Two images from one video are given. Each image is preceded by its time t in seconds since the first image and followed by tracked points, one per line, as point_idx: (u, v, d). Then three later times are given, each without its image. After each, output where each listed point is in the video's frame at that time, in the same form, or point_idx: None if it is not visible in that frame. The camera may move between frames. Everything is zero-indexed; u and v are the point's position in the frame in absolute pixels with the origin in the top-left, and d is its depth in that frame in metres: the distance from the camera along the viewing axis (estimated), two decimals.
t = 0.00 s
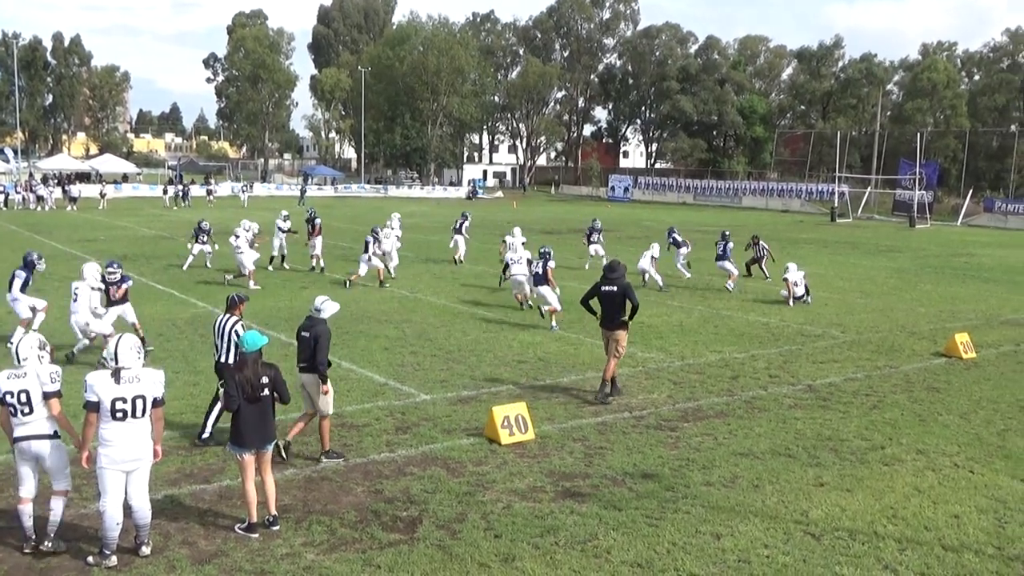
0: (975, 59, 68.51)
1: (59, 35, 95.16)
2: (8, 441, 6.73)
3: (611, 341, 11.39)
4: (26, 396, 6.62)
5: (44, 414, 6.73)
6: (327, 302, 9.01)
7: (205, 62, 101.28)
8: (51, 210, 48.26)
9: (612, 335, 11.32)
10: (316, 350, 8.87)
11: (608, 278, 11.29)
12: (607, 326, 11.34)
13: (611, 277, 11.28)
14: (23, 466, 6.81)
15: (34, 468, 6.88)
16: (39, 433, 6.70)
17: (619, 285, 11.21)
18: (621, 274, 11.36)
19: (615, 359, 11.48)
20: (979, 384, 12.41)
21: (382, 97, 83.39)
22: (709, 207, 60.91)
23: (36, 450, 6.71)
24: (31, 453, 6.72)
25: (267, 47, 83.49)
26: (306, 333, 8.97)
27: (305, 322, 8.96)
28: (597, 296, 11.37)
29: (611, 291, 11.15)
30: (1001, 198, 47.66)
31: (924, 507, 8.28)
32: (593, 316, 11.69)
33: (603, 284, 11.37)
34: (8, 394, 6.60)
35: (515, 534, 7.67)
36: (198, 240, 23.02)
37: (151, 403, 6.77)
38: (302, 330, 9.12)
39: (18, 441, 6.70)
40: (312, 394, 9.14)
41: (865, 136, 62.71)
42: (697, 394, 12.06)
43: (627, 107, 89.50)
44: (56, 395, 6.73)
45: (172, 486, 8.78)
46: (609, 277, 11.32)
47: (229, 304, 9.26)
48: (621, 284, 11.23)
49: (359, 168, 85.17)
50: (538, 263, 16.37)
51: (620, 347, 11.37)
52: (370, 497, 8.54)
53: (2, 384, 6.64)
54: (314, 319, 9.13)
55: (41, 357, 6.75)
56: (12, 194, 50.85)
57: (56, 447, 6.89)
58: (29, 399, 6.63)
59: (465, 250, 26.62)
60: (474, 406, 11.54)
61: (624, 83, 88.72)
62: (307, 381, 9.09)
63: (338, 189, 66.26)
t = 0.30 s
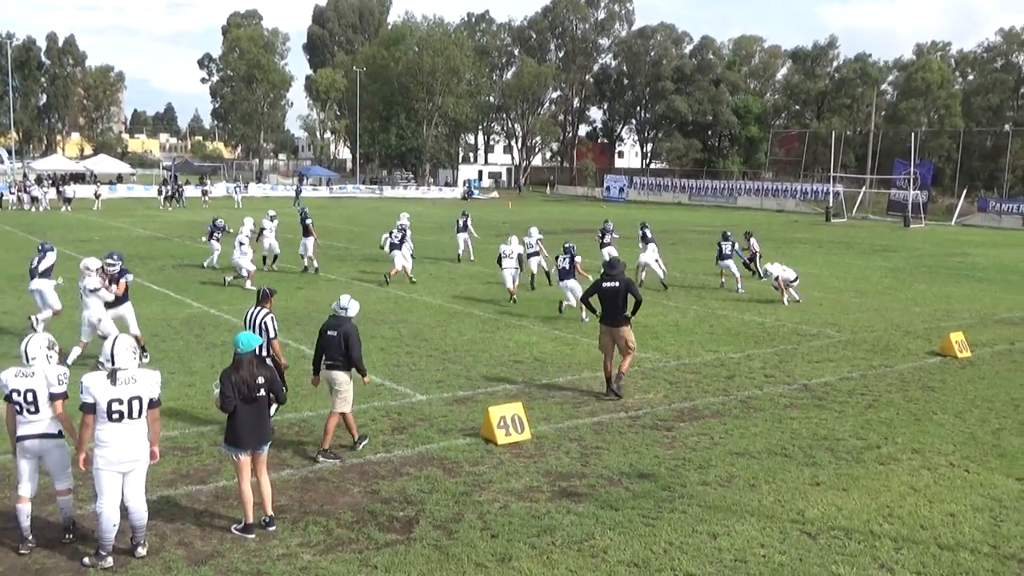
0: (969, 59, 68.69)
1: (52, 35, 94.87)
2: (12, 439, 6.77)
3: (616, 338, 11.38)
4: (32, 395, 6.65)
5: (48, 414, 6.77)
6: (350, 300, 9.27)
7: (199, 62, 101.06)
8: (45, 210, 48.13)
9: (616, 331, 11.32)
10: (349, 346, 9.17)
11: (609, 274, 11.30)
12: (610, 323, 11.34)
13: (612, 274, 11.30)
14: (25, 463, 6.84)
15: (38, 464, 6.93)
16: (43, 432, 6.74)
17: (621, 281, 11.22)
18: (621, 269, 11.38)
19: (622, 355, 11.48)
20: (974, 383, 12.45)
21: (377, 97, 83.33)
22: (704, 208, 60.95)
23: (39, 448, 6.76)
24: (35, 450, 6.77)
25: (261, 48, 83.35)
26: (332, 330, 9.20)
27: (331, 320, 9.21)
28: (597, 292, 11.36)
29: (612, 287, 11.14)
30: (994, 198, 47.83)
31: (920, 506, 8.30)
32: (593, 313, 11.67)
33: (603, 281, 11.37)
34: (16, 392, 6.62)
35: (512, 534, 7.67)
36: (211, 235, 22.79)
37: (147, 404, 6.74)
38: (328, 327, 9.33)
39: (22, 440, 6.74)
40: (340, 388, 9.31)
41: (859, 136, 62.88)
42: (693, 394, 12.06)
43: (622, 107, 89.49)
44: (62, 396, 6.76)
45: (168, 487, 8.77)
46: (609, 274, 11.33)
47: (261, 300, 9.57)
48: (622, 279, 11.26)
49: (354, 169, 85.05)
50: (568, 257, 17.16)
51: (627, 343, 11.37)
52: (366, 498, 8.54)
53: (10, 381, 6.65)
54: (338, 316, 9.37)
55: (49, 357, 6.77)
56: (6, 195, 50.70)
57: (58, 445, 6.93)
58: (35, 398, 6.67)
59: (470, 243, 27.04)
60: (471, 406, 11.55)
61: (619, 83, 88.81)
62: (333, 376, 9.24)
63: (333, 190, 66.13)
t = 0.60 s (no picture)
0: (964, 59, 68.83)
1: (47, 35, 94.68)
2: (18, 434, 6.95)
3: (618, 338, 11.37)
4: (46, 393, 6.87)
5: (57, 412, 6.97)
6: (367, 296, 9.68)
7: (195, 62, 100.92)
8: (40, 211, 48.02)
9: (618, 331, 11.31)
10: (369, 339, 9.44)
11: (613, 275, 11.19)
12: (613, 323, 11.30)
13: (616, 274, 11.20)
14: (32, 457, 7.03)
15: (43, 460, 7.09)
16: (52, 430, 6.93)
17: (625, 282, 11.18)
18: (623, 270, 11.30)
19: (621, 354, 11.49)
20: (969, 384, 12.47)
21: (373, 97, 83.26)
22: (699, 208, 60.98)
23: (46, 445, 6.97)
24: (42, 446, 6.97)
25: (257, 48, 83.37)
26: (351, 325, 9.52)
27: (349, 315, 9.54)
28: (599, 292, 11.25)
29: (617, 289, 11.08)
30: (989, 199, 47.98)
31: (915, 506, 8.32)
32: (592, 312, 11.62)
33: (607, 281, 11.25)
34: (27, 389, 6.81)
35: (509, 534, 7.67)
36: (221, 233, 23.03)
37: (143, 404, 6.74)
38: (347, 323, 9.65)
39: (29, 436, 6.92)
40: (365, 380, 9.62)
41: (854, 137, 62.96)
42: (689, 395, 12.07)
43: (618, 107, 88.74)
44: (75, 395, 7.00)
45: (163, 488, 8.76)
46: (613, 274, 11.21)
47: (289, 302, 9.99)
48: (626, 280, 11.20)
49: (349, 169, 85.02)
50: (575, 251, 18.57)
51: (628, 343, 11.37)
52: (362, 498, 8.53)
53: (22, 378, 6.84)
54: (358, 312, 9.75)
55: (62, 356, 7.02)
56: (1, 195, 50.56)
57: (63, 442, 7.08)
58: (49, 396, 6.88)
59: (470, 243, 27.85)
60: (467, 406, 11.58)
61: (614, 83, 88.29)
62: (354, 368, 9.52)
63: (329, 191, 66.04)
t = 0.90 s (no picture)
0: (959, 62, 68.97)
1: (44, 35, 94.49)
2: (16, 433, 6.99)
3: (618, 341, 11.32)
4: (42, 392, 6.88)
5: (53, 411, 6.99)
6: (395, 298, 9.87)
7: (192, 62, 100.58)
8: (37, 211, 47.91)
9: (619, 334, 11.26)
10: (396, 341, 9.66)
11: (615, 277, 11.17)
12: (614, 325, 11.25)
13: (618, 276, 11.17)
14: (29, 455, 7.07)
15: (41, 458, 7.12)
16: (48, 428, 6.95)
17: (628, 285, 11.15)
18: (625, 272, 11.29)
19: (619, 357, 11.48)
20: (966, 386, 12.48)
21: (370, 98, 83.38)
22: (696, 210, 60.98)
23: (43, 443, 7.00)
24: (39, 444, 7.01)
25: (255, 49, 83.18)
26: (377, 326, 9.71)
27: (378, 316, 9.70)
28: (601, 295, 11.20)
29: (621, 291, 11.07)
30: (985, 201, 48.05)
31: (912, 509, 8.32)
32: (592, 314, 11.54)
33: (609, 283, 11.22)
34: (23, 390, 6.84)
35: (506, 535, 7.67)
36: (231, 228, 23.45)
37: (139, 405, 6.72)
38: (373, 324, 9.78)
39: (26, 434, 6.96)
40: (386, 380, 9.84)
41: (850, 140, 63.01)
42: (686, 396, 12.09)
43: (616, 109, 89.00)
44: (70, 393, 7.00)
45: (160, 489, 8.75)
46: (614, 276, 11.20)
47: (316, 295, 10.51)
48: (629, 282, 11.18)
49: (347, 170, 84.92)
50: (568, 247, 19.19)
51: (628, 347, 11.35)
52: (359, 500, 8.52)
53: (17, 378, 6.87)
54: (384, 314, 9.88)
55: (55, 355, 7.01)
56: None
57: (60, 441, 7.11)
58: (44, 396, 6.89)
59: (462, 242, 28.71)
60: (464, 407, 11.59)
61: (612, 85, 88.53)
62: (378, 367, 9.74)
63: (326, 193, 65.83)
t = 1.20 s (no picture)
0: (959, 64, 69.00)
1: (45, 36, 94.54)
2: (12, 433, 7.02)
3: (620, 342, 11.40)
4: (35, 392, 6.90)
5: (49, 410, 7.01)
6: (418, 296, 10.50)
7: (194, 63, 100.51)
8: (37, 212, 47.82)
9: (620, 335, 11.35)
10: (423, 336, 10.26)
11: (618, 278, 11.34)
12: (616, 326, 11.35)
13: (620, 278, 11.35)
14: (26, 455, 7.09)
15: (36, 458, 7.15)
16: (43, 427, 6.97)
17: (630, 286, 11.32)
18: (628, 274, 11.47)
19: (621, 359, 11.54)
20: (966, 388, 12.47)
21: (371, 100, 83.32)
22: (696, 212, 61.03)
23: (38, 442, 7.03)
24: (35, 444, 7.04)
25: (255, 50, 83.13)
26: (404, 321, 10.26)
27: (406, 312, 10.33)
28: (604, 296, 11.35)
29: (623, 291, 11.23)
30: (984, 203, 48.03)
31: (912, 510, 8.31)
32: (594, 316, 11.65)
33: (611, 285, 11.39)
34: (17, 390, 6.85)
35: (506, 537, 7.67)
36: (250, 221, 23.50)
37: (139, 405, 6.73)
38: (400, 322, 10.41)
39: (22, 434, 6.98)
40: (409, 376, 10.23)
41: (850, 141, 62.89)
42: (686, 397, 12.10)
43: (616, 110, 88.26)
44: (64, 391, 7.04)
45: (160, 490, 8.76)
46: (617, 277, 11.37)
47: (341, 295, 10.95)
48: (631, 284, 11.35)
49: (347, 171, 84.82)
50: (557, 242, 20.38)
51: (629, 348, 11.41)
52: (359, 501, 8.52)
53: (10, 380, 6.87)
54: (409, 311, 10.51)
55: (46, 355, 7.03)
56: None
57: (57, 441, 7.13)
58: (38, 395, 6.92)
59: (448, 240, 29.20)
60: (464, 409, 11.61)
61: (612, 86, 88.14)
62: (404, 363, 10.17)
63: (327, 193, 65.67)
